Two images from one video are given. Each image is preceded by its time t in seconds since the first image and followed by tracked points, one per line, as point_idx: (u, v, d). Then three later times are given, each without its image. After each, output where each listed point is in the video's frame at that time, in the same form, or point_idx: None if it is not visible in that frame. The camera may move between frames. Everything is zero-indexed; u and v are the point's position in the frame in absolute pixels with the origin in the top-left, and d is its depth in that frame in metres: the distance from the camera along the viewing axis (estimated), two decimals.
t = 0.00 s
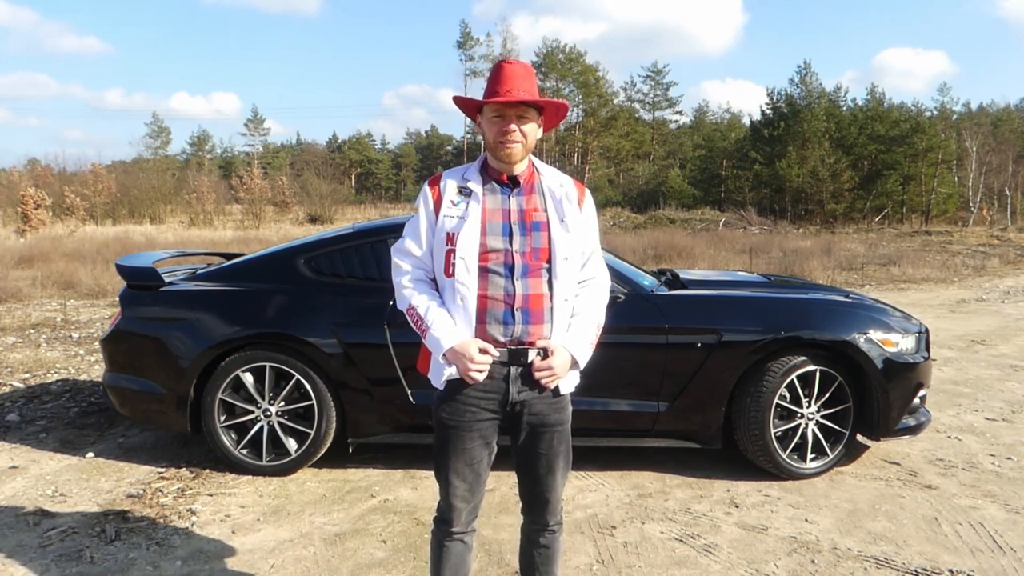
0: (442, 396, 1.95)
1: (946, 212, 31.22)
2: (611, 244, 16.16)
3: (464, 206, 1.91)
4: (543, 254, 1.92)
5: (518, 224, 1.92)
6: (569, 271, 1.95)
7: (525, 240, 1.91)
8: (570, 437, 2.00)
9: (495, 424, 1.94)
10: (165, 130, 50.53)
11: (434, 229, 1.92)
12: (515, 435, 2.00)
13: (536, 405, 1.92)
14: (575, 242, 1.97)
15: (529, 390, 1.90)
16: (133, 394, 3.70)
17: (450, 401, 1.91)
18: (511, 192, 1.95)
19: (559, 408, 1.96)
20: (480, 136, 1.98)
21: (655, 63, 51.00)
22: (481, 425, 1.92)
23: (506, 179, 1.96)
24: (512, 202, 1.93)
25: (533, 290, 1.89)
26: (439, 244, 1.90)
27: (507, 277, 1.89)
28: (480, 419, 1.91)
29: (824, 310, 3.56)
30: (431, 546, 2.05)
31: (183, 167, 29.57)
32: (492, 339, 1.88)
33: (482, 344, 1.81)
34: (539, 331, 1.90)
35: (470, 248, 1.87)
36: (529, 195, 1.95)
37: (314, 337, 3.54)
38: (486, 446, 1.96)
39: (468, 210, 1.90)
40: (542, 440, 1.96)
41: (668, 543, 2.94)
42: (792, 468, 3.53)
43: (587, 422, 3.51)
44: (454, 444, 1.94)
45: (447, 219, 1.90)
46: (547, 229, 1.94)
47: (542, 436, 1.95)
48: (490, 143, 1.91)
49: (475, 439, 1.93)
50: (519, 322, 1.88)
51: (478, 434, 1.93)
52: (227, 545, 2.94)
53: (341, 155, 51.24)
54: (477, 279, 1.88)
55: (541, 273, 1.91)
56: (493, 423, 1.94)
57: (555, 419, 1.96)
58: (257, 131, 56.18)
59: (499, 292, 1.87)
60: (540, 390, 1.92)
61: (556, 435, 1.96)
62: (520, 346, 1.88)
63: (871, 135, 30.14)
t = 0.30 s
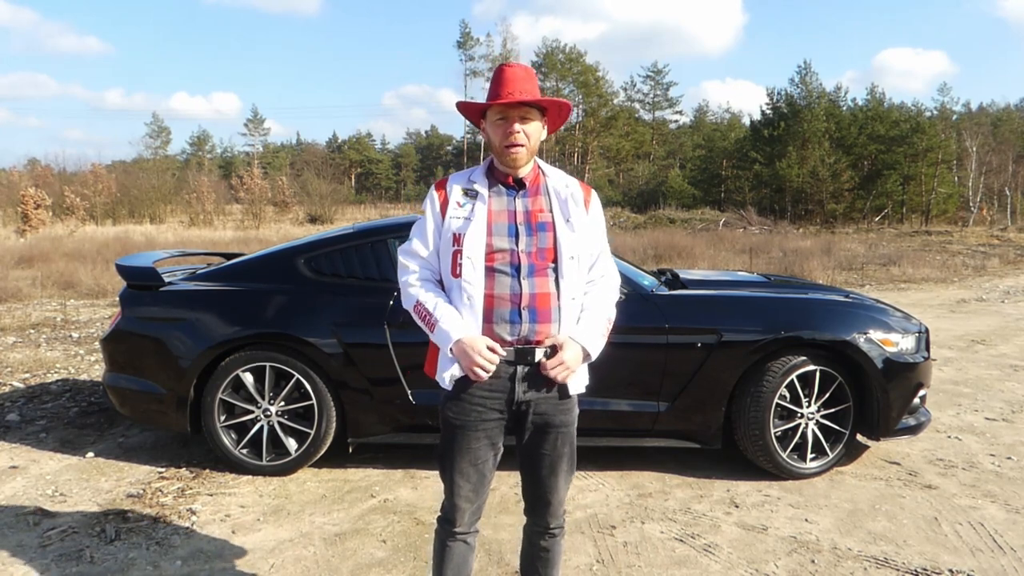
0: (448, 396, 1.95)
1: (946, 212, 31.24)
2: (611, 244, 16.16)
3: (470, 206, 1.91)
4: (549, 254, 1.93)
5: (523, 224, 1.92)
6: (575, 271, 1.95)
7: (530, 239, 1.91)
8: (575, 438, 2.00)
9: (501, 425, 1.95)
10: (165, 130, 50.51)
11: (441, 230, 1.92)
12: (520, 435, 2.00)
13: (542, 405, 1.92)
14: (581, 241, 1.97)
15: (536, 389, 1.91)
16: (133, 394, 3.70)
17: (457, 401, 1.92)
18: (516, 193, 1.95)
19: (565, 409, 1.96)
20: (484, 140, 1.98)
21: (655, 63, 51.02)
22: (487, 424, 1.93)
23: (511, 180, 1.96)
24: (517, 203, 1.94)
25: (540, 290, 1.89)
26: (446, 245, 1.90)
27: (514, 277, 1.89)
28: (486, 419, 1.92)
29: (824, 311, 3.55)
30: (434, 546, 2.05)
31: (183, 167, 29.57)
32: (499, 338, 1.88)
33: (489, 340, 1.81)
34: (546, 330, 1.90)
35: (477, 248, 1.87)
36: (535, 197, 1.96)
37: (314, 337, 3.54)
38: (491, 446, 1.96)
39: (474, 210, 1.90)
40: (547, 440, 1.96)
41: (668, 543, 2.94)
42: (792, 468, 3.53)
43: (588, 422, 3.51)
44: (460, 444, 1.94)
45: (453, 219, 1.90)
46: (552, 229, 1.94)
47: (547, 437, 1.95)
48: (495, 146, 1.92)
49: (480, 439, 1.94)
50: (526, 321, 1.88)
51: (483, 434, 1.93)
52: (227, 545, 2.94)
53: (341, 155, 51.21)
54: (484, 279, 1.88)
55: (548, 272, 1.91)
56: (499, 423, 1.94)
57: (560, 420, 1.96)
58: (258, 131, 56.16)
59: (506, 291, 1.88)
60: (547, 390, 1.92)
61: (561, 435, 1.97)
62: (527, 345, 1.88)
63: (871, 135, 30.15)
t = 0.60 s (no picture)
0: (458, 395, 1.98)
1: (946, 212, 31.29)
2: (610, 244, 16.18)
3: (480, 204, 1.92)
4: (557, 252, 1.92)
5: (532, 223, 1.92)
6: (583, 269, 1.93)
7: (539, 238, 1.91)
8: (582, 438, 2.01)
9: (509, 423, 1.97)
10: (165, 130, 50.53)
11: (451, 227, 1.94)
12: (529, 434, 2.02)
13: (550, 403, 1.95)
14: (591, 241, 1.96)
15: (545, 389, 1.93)
16: (133, 394, 3.70)
17: (466, 399, 1.94)
18: (527, 192, 1.96)
19: (573, 409, 1.97)
20: (496, 140, 1.99)
21: (655, 63, 51.06)
22: (496, 423, 1.95)
23: (522, 179, 1.96)
24: (528, 201, 1.94)
25: (548, 289, 1.89)
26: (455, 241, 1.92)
27: (522, 275, 1.89)
28: (496, 417, 1.94)
29: (824, 311, 3.55)
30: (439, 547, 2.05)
31: (183, 167, 29.58)
32: (507, 340, 1.90)
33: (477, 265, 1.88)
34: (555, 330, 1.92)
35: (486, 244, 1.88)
36: (545, 195, 1.96)
37: (314, 337, 3.54)
38: (499, 446, 1.98)
39: (484, 207, 1.91)
40: (554, 439, 1.98)
41: (668, 543, 2.94)
42: (792, 468, 3.53)
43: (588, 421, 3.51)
44: (468, 443, 1.96)
45: (462, 216, 1.91)
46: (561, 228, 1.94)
47: (556, 436, 1.97)
48: (505, 147, 1.93)
49: (489, 437, 1.96)
50: (534, 321, 1.90)
51: (492, 433, 1.95)
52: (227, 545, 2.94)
53: (341, 155, 51.20)
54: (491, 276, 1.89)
55: (556, 271, 1.91)
56: (507, 422, 1.96)
57: (567, 419, 1.97)
58: (258, 131, 56.16)
59: (513, 291, 1.88)
60: (555, 390, 1.94)
61: (569, 434, 1.98)
62: (535, 345, 1.90)
63: (871, 136, 30.17)
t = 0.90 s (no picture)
0: (464, 392, 1.99)
1: (947, 212, 31.29)
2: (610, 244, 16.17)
3: (491, 204, 1.94)
4: (565, 255, 1.93)
5: (542, 225, 1.93)
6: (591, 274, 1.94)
7: (549, 240, 1.92)
8: (586, 439, 2.01)
9: (514, 422, 1.97)
10: (166, 130, 50.52)
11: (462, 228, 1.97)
12: (533, 434, 2.02)
13: (555, 403, 1.95)
14: (601, 246, 1.98)
15: (549, 387, 1.94)
16: (133, 394, 3.69)
17: (472, 397, 1.95)
18: (539, 194, 1.97)
19: (578, 409, 1.97)
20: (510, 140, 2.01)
21: (655, 63, 51.08)
22: (500, 421, 1.95)
23: (534, 180, 1.97)
24: (538, 203, 1.95)
25: (554, 291, 1.91)
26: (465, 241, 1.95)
27: (529, 278, 1.92)
28: (501, 416, 1.94)
29: (824, 311, 3.55)
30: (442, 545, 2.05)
31: (183, 167, 29.57)
32: (511, 339, 1.91)
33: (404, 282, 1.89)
34: (559, 332, 1.92)
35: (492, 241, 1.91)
36: (557, 197, 1.96)
37: (314, 337, 3.54)
38: (503, 445, 1.98)
39: (494, 208, 1.93)
40: (558, 439, 1.97)
41: (668, 543, 2.94)
42: (792, 468, 3.53)
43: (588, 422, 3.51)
44: (473, 441, 1.97)
45: (472, 217, 1.94)
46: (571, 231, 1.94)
47: (560, 435, 1.97)
48: (519, 147, 1.94)
49: (493, 435, 1.96)
50: (540, 323, 1.90)
51: (497, 431, 1.96)
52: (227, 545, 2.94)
53: (341, 155, 51.19)
54: (499, 278, 1.92)
55: (563, 274, 1.93)
56: (512, 421, 1.97)
57: (572, 418, 1.97)
58: (258, 131, 56.13)
59: (520, 293, 1.91)
60: (559, 390, 1.95)
61: (573, 433, 1.97)
62: (541, 344, 1.91)
63: (871, 136, 30.17)
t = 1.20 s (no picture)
0: (463, 390, 1.98)
1: (946, 212, 31.32)
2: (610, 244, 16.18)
3: (497, 203, 1.93)
4: (568, 258, 1.94)
5: (547, 226, 1.93)
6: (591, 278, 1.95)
7: (552, 242, 1.93)
8: (587, 436, 2.01)
9: (513, 419, 1.97)
10: (166, 130, 50.49)
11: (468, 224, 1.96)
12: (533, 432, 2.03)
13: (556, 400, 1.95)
14: (603, 251, 1.98)
15: (550, 383, 1.94)
16: (134, 394, 3.69)
17: (472, 393, 1.95)
18: (545, 195, 1.97)
19: (579, 406, 1.97)
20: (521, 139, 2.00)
21: (655, 63, 51.06)
22: (500, 417, 1.95)
23: (542, 182, 1.97)
24: (545, 204, 1.95)
25: (556, 292, 1.92)
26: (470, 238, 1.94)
27: (531, 278, 1.92)
28: (501, 413, 1.94)
29: (825, 312, 3.55)
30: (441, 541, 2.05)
31: (183, 167, 29.57)
32: (512, 338, 1.92)
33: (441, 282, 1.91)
34: (560, 333, 1.93)
35: (500, 239, 1.90)
36: (563, 199, 1.96)
37: (314, 337, 3.55)
38: (502, 442, 1.98)
39: (501, 207, 1.92)
40: (560, 435, 1.98)
41: (668, 543, 2.94)
42: (792, 469, 3.53)
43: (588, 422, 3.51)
44: (471, 436, 1.96)
45: (478, 213, 1.93)
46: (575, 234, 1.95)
47: (560, 432, 1.97)
48: (530, 147, 1.94)
49: (492, 431, 1.96)
50: (540, 322, 1.91)
51: (496, 427, 1.96)
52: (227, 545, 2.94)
53: (341, 155, 51.18)
54: (501, 277, 1.92)
55: (565, 276, 1.94)
56: (511, 417, 1.97)
57: (572, 415, 1.97)
58: (258, 131, 56.13)
59: (522, 293, 1.91)
60: (561, 389, 1.95)
61: (573, 431, 1.98)
62: (541, 343, 1.92)
63: (871, 136, 30.17)
